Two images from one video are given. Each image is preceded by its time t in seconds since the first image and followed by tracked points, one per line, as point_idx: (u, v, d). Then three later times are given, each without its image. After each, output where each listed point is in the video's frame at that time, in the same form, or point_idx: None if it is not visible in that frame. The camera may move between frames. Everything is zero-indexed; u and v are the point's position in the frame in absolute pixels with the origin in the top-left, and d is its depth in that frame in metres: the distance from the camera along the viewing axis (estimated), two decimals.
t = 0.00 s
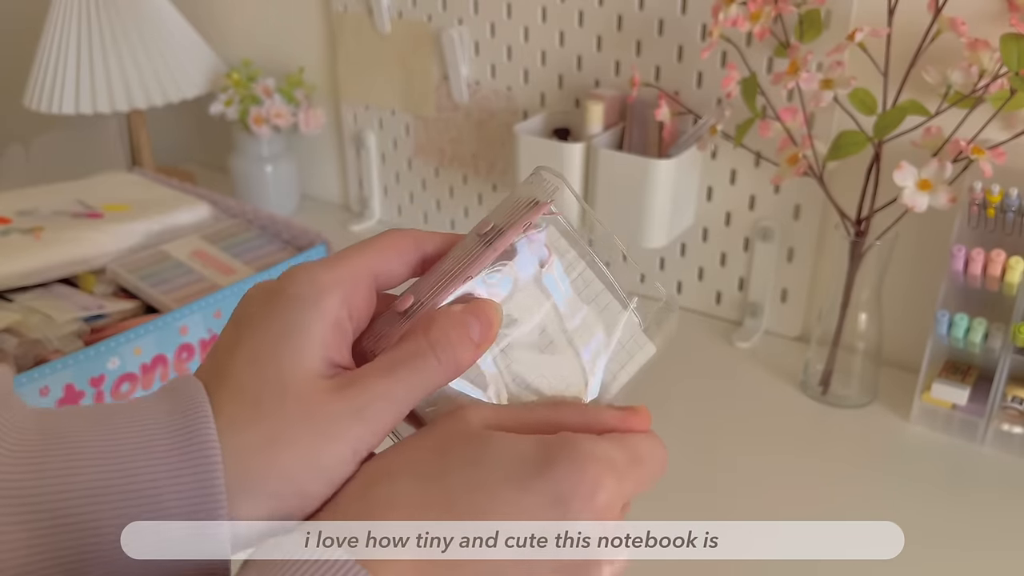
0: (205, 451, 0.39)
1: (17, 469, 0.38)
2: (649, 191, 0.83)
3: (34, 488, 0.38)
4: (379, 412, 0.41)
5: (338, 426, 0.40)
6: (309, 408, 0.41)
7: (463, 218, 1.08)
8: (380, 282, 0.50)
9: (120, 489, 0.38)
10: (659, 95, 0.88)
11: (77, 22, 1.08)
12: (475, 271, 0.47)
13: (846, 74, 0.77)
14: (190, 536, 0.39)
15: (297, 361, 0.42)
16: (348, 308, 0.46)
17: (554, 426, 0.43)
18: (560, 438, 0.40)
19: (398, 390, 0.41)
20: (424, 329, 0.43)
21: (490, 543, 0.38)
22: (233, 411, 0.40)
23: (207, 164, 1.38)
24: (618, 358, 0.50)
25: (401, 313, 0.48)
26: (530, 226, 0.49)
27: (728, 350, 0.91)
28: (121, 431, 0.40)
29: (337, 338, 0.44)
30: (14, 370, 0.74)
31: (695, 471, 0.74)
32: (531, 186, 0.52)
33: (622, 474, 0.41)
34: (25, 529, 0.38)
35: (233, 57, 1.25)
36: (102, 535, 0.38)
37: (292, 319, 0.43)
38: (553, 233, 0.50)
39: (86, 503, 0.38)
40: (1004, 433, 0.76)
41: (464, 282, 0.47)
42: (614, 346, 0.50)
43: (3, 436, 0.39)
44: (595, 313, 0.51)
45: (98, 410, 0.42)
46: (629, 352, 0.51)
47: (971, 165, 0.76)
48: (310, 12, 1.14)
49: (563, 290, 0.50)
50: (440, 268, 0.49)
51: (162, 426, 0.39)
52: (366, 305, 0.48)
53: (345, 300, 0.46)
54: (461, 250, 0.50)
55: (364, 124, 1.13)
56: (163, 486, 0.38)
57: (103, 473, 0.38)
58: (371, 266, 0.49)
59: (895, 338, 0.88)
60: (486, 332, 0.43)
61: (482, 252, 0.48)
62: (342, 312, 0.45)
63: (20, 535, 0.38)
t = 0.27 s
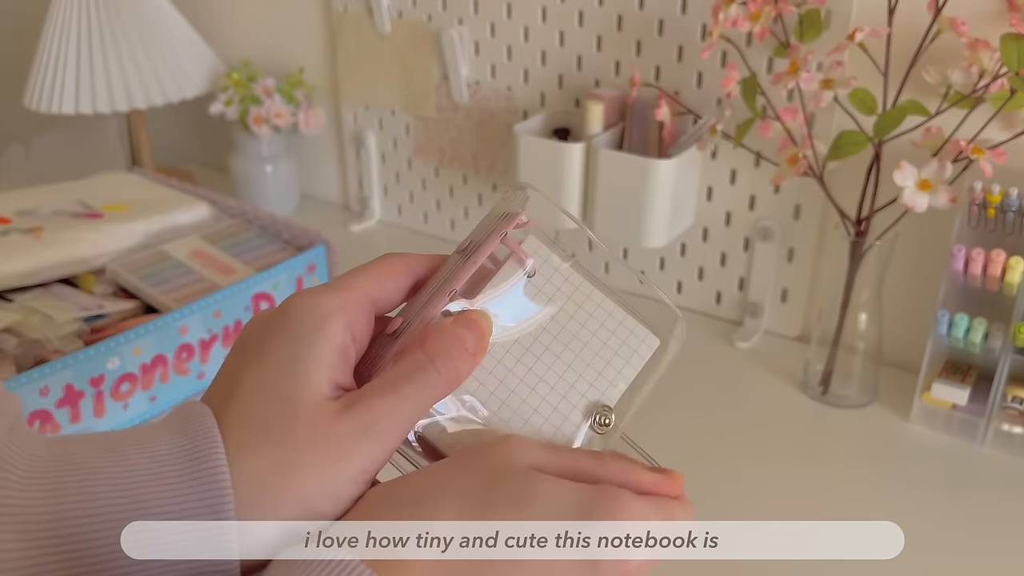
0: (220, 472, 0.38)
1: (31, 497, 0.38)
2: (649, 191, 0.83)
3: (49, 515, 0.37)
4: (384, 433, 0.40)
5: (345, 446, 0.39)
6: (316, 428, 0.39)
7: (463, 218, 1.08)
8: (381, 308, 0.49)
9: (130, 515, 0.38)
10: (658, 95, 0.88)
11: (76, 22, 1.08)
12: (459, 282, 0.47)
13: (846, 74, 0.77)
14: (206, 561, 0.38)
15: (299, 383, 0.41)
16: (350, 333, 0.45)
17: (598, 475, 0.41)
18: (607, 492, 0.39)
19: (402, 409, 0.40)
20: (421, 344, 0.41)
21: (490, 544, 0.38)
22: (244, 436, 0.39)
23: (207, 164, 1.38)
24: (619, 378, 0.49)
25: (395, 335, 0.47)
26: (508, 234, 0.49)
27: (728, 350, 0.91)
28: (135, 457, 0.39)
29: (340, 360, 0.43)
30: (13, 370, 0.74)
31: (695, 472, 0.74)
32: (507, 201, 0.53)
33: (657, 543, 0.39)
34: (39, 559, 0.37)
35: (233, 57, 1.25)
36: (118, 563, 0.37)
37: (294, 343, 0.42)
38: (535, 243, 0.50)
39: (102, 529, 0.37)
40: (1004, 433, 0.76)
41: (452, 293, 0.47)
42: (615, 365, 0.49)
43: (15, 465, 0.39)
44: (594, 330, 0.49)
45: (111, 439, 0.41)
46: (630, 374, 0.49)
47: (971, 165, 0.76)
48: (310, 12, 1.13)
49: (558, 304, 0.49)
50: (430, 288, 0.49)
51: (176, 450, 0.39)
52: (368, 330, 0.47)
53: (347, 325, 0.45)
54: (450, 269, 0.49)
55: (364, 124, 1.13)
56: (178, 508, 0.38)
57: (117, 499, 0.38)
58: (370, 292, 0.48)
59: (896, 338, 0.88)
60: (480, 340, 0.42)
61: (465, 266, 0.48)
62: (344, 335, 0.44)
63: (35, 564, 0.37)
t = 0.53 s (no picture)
0: (224, 463, 0.39)
1: (36, 488, 0.38)
2: (649, 191, 0.83)
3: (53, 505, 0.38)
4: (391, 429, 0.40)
5: (351, 440, 0.39)
6: (321, 424, 0.39)
7: (463, 218, 1.08)
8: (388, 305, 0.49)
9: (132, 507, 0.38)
10: (659, 95, 0.88)
11: (77, 22, 1.08)
12: (468, 280, 0.47)
13: (846, 74, 0.77)
14: (207, 550, 0.38)
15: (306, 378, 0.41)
16: (357, 327, 0.45)
17: (611, 488, 0.41)
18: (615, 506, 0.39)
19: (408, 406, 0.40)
20: (431, 338, 0.41)
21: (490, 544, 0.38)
22: (248, 432, 0.39)
23: (207, 164, 1.38)
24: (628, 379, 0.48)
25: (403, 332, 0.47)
26: (518, 232, 0.48)
27: (728, 350, 0.91)
28: (138, 450, 0.40)
29: (348, 355, 0.43)
30: (13, 370, 0.74)
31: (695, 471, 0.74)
32: (516, 198, 0.52)
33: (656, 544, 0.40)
34: (42, 547, 0.37)
35: (233, 57, 1.25)
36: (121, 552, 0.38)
37: (301, 338, 0.42)
38: (549, 241, 0.49)
39: (105, 519, 0.38)
40: (1004, 433, 0.76)
41: (459, 291, 0.47)
42: (623, 366, 0.48)
43: (18, 459, 0.39)
44: (604, 330, 0.49)
45: (113, 434, 0.42)
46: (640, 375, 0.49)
47: (971, 165, 0.76)
48: (310, 12, 1.13)
49: (569, 304, 0.49)
50: (441, 286, 0.49)
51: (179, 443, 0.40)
52: (374, 326, 0.47)
53: (353, 322, 0.45)
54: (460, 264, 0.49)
55: (364, 124, 1.13)
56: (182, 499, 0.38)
57: (121, 491, 0.38)
58: (378, 288, 0.48)
59: (895, 338, 0.88)
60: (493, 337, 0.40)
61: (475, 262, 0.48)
62: (351, 330, 0.44)
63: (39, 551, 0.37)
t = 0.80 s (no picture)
0: (219, 434, 0.40)
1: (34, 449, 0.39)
2: (649, 191, 0.83)
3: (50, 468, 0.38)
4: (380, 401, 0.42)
5: (341, 409, 0.42)
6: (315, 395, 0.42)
7: (463, 218, 1.08)
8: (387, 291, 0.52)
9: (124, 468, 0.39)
10: (659, 95, 0.88)
11: (77, 23, 1.08)
12: (464, 277, 0.47)
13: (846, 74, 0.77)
14: (198, 511, 0.39)
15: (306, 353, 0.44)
16: (356, 310, 0.48)
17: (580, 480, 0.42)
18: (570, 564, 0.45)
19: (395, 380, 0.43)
20: (428, 326, 0.43)
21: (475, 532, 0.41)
22: (246, 397, 0.42)
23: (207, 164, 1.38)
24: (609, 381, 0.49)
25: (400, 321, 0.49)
26: (514, 233, 0.49)
27: (728, 350, 0.91)
28: (135, 416, 0.40)
29: (343, 335, 0.46)
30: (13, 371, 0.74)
31: (695, 471, 0.74)
32: (513, 202, 0.52)
33: None
34: (39, 508, 0.38)
35: (233, 57, 1.25)
36: (114, 517, 0.38)
37: (301, 315, 0.45)
38: (543, 245, 0.49)
39: (100, 478, 0.39)
40: (1004, 433, 0.76)
41: (456, 287, 0.47)
42: (605, 366, 0.49)
43: (20, 420, 0.40)
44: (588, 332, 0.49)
45: (112, 400, 0.42)
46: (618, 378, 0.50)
47: (971, 165, 0.76)
48: (310, 12, 1.14)
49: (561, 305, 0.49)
50: (438, 279, 0.50)
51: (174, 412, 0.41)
52: (372, 310, 0.50)
53: (352, 304, 0.48)
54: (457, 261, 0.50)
55: (364, 124, 1.13)
56: (175, 468, 0.39)
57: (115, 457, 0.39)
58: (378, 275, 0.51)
59: (895, 338, 0.88)
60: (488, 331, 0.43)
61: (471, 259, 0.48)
62: (349, 311, 0.47)
63: (35, 512, 0.38)
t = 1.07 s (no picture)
0: (196, 417, 0.40)
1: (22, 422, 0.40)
2: (649, 191, 0.83)
3: (40, 441, 0.39)
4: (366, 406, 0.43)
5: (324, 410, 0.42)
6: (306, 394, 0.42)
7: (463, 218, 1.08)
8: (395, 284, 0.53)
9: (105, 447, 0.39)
10: (659, 95, 0.88)
11: (77, 23, 1.08)
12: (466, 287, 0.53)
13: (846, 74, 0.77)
14: (175, 491, 0.40)
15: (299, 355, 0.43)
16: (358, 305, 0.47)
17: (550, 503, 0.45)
18: None
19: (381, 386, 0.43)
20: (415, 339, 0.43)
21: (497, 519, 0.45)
22: (231, 388, 0.42)
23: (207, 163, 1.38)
24: (611, 389, 0.51)
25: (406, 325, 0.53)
26: (519, 250, 0.54)
27: (728, 350, 0.91)
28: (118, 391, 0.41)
29: (340, 335, 0.46)
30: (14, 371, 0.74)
31: (695, 471, 0.74)
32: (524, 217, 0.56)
33: None
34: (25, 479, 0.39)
35: (233, 57, 1.25)
36: (101, 492, 0.39)
37: (299, 312, 0.45)
38: (548, 263, 0.54)
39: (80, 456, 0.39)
40: (1004, 432, 0.76)
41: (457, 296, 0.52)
42: (612, 374, 0.52)
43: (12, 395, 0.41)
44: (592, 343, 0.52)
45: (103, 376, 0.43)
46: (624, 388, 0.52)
47: (971, 165, 0.76)
48: (310, 12, 1.14)
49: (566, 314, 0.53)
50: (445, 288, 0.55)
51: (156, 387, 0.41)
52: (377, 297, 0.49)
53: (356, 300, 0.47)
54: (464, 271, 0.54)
55: (364, 124, 1.13)
56: (156, 443, 0.39)
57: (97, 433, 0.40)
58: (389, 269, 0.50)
59: (895, 337, 0.88)
60: (478, 345, 0.43)
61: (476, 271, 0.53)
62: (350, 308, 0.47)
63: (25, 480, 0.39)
